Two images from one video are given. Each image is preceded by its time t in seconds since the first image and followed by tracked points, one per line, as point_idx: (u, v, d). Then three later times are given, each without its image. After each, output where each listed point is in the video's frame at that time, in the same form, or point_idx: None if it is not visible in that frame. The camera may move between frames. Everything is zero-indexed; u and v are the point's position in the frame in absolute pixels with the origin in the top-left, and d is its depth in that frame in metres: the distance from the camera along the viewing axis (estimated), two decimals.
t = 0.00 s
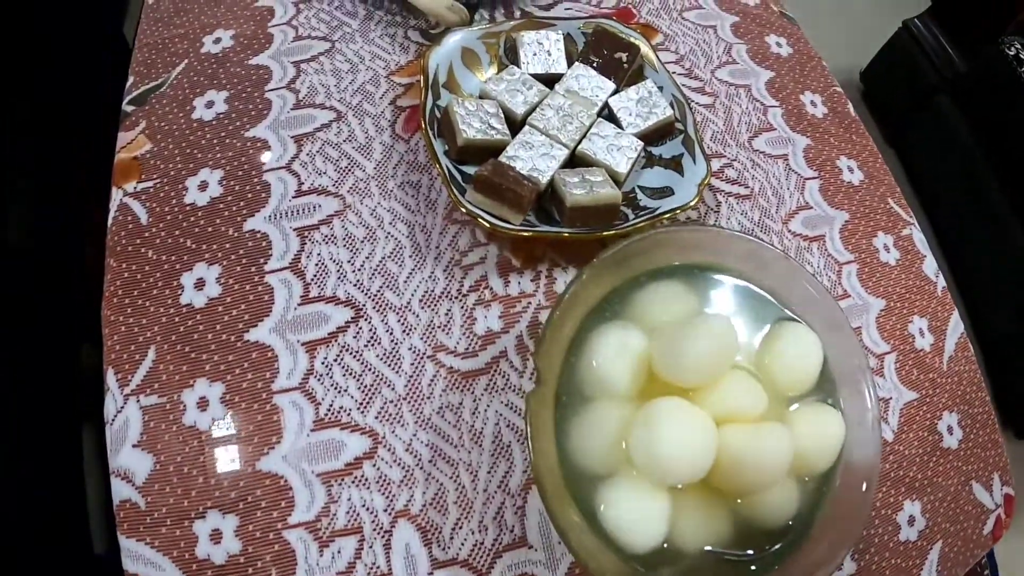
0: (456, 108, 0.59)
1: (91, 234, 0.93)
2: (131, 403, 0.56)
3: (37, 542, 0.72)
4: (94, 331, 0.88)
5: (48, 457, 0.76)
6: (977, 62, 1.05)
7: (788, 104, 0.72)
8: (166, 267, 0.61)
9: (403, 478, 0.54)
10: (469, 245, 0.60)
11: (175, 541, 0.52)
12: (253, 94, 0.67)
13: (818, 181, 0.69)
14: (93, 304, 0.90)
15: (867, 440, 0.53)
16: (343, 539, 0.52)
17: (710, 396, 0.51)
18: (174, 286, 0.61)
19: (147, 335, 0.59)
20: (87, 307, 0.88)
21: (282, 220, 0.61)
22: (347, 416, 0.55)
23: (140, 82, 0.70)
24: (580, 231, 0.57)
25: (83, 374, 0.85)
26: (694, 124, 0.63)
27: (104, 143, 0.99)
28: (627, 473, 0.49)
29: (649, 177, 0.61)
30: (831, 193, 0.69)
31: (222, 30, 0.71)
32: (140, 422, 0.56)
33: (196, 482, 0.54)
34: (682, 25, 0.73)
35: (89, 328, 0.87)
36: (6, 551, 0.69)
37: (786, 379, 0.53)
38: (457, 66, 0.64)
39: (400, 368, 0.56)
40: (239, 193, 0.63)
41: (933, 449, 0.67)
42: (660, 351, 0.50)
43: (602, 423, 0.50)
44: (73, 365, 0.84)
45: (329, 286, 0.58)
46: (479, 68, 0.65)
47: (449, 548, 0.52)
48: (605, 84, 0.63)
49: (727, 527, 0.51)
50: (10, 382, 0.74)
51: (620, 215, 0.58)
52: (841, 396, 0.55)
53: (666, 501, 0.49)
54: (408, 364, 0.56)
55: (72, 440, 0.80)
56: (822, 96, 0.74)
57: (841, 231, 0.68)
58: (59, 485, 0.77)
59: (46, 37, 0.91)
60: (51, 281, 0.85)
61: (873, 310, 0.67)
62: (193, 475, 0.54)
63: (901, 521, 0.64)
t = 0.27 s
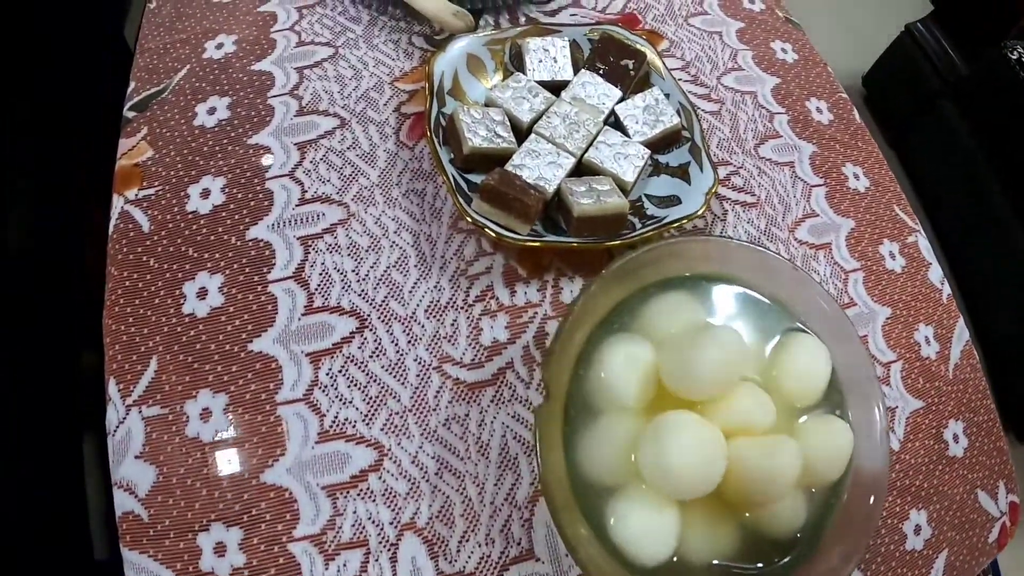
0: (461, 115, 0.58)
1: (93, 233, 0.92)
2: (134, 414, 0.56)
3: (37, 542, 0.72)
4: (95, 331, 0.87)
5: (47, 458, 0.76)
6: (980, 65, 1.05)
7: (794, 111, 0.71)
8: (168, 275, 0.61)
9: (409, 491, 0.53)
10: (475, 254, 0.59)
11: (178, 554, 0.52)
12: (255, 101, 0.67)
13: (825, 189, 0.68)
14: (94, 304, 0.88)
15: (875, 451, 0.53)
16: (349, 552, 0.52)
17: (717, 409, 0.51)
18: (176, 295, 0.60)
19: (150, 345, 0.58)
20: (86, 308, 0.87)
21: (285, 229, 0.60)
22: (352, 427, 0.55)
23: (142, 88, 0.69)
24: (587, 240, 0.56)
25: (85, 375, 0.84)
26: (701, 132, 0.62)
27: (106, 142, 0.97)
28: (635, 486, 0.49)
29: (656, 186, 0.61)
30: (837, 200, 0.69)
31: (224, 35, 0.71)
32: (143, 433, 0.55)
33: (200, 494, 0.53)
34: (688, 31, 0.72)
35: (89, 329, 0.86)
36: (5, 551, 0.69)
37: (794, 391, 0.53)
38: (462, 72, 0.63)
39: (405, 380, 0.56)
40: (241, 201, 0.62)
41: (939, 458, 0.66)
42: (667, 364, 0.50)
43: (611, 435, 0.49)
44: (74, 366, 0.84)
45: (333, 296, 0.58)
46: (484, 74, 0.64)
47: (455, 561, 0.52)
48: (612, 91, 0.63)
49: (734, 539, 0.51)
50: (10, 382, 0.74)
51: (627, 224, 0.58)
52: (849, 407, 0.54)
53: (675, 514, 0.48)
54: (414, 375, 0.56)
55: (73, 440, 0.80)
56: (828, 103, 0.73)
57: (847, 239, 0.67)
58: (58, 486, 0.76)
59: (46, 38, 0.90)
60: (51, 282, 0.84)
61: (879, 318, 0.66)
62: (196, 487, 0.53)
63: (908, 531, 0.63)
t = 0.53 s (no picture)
0: (466, 127, 0.58)
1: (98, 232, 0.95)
2: (136, 427, 0.56)
3: (37, 541, 0.72)
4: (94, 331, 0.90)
5: (44, 458, 0.76)
6: (984, 69, 1.03)
7: (798, 120, 0.71)
8: (170, 287, 0.60)
9: (413, 505, 0.53)
10: (479, 267, 0.59)
11: (182, 568, 0.52)
12: (258, 111, 0.66)
13: (829, 199, 0.68)
14: (92, 303, 0.91)
15: (880, 466, 0.53)
16: (353, 567, 0.51)
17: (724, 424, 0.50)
18: (178, 307, 0.60)
19: (152, 358, 0.58)
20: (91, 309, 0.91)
21: (287, 241, 0.60)
22: (356, 442, 0.54)
23: (143, 96, 0.69)
24: (593, 254, 0.56)
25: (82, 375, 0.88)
26: (706, 143, 0.62)
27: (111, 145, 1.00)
28: (642, 502, 0.48)
29: (661, 198, 0.60)
30: (841, 211, 0.68)
31: (226, 43, 0.71)
32: (145, 446, 0.55)
33: (203, 508, 0.53)
34: (692, 40, 0.72)
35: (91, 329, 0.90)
36: (6, 551, 0.68)
37: (801, 405, 0.52)
38: (466, 83, 0.63)
39: (410, 394, 0.55)
40: (244, 213, 0.62)
41: (943, 468, 0.66)
42: (674, 379, 0.50)
43: (617, 451, 0.49)
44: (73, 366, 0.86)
45: (336, 309, 0.57)
46: (488, 85, 0.64)
47: None
48: (617, 102, 0.62)
49: (739, 556, 0.50)
50: (10, 382, 0.72)
51: (632, 237, 0.57)
52: (854, 421, 0.54)
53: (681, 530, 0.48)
54: (418, 390, 0.55)
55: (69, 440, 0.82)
56: (833, 111, 0.73)
57: (851, 250, 0.67)
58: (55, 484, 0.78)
59: (46, 38, 0.90)
60: (51, 282, 0.84)
61: (884, 329, 0.66)
62: (199, 501, 0.53)
63: (911, 542, 0.63)
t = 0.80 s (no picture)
0: (469, 139, 0.57)
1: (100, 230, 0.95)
2: (138, 441, 0.55)
3: (37, 542, 0.72)
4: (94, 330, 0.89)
5: (46, 458, 0.76)
6: (988, 71, 1.03)
7: (802, 129, 0.71)
8: (171, 299, 0.60)
9: (417, 521, 0.53)
10: (483, 281, 0.59)
11: None
12: (259, 121, 0.66)
13: (834, 210, 0.68)
14: (93, 303, 0.90)
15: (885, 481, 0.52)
16: None
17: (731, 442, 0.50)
18: (180, 321, 0.59)
19: (153, 372, 0.57)
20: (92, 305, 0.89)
21: (289, 254, 0.60)
22: (359, 458, 0.54)
23: (143, 105, 0.68)
24: (598, 268, 0.55)
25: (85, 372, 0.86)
26: (711, 155, 0.62)
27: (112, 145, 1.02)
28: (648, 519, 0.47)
29: (666, 210, 0.60)
30: (846, 221, 0.68)
31: (227, 52, 0.70)
32: (147, 460, 0.54)
33: (206, 523, 0.52)
34: (696, 48, 0.72)
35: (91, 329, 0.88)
36: (6, 551, 0.68)
37: (807, 421, 0.52)
38: (469, 93, 0.62)
39: (413, 410, 0.55)
40: (245, 225, 0.61)
41: (947, 480, 0.66)
42: (679, 395, 0.50)
43: (623, 467, 0.48)
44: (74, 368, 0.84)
45: (340, 323, 0.57)
46: (491, 95, 0.63)
47: None
48: (621, 112, 0.62)
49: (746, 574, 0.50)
50: (10, 382, 0.73)
51: (637, 251, 0.57)
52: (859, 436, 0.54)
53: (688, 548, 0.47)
54: (422, 405, 0.55)
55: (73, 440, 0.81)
56: (837, 120, 0.73)
57: (856, 261, 0.67)
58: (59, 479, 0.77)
59: (47, 38, 0.91)
60: (51, 282, 0.84)
61: (888, 340, 0.66)
62: (203, 516, 0.52)
63: (914, 553, 0.63)
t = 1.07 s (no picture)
0: (474, 153, 0.57)
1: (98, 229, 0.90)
2: (140, 456, 0.54)
3: (37, 542, 0.70)
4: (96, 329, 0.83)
5: (47, 457, 0.73)
6: (988, 76, 1.04)
7: (807, 139, 0.70)
8: (173, 312, 0.59)
9: (422, 537, 0.52)
10: (487, 295, 0.59)
11: None
12: (261, 132, 0.65)
13: (839, 221, 0.68)
14: (93, 304, 0.84)
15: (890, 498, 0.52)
16: None
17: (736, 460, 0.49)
18: (182, 335, 0.58)
19: (156, 387, 0.56)
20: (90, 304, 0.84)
21: (292, 267, 0.59)
22: (364, 474, 0.53)
23: (144, 115, 0.68)
24: (603, 283, 0.55)
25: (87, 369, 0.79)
26: (716, 167, 0.61)
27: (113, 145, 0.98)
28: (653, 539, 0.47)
29: (670, 223, 0.60)
30: (850, 232, 0.68)
31: (228, 61, 0.70)
32: (150, 476, 0.53)
33: (210, 539, 0.51)
34: (699, 58, 0.71)
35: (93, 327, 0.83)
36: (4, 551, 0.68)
37: (813, 438, 0.52)
38: (473, 105, 0.62)
39: (418, 426, 0.55)
40: (248, 238, 0.61)
41: (951, 492, 0.66)
42: (686, 413, 0.49)
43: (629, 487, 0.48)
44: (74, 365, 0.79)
45: (343, 338, 0.57)
46: (495, 106, 0.63)
47: None
48: (625, 124, 0.61)
49: None
50: (9, 382, 0.73)
51: (642, 265, 0.57)
52: (864, 452, 0.53)
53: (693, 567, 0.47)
54: (427, 421, 0.55)
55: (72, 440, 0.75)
56: (841, 130, 0.73)
57: (860, 272, 0.67)
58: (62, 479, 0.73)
59: (46, 38, 0.91)
60: (50, 282, 0.82)
61: (892, 352, 0.66)
62: (207, 532, 0.51)
63: (918, 566, 0.62)
